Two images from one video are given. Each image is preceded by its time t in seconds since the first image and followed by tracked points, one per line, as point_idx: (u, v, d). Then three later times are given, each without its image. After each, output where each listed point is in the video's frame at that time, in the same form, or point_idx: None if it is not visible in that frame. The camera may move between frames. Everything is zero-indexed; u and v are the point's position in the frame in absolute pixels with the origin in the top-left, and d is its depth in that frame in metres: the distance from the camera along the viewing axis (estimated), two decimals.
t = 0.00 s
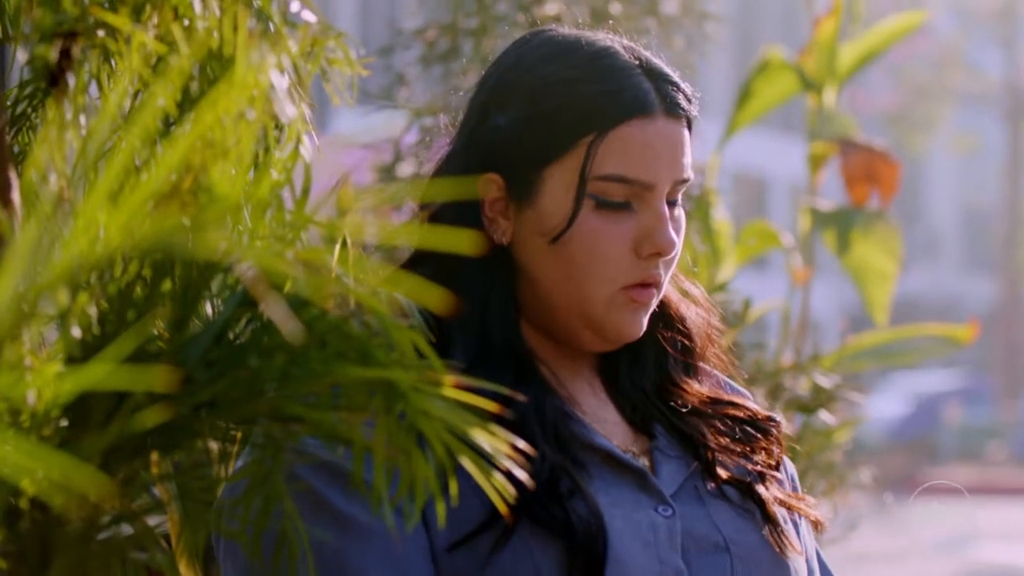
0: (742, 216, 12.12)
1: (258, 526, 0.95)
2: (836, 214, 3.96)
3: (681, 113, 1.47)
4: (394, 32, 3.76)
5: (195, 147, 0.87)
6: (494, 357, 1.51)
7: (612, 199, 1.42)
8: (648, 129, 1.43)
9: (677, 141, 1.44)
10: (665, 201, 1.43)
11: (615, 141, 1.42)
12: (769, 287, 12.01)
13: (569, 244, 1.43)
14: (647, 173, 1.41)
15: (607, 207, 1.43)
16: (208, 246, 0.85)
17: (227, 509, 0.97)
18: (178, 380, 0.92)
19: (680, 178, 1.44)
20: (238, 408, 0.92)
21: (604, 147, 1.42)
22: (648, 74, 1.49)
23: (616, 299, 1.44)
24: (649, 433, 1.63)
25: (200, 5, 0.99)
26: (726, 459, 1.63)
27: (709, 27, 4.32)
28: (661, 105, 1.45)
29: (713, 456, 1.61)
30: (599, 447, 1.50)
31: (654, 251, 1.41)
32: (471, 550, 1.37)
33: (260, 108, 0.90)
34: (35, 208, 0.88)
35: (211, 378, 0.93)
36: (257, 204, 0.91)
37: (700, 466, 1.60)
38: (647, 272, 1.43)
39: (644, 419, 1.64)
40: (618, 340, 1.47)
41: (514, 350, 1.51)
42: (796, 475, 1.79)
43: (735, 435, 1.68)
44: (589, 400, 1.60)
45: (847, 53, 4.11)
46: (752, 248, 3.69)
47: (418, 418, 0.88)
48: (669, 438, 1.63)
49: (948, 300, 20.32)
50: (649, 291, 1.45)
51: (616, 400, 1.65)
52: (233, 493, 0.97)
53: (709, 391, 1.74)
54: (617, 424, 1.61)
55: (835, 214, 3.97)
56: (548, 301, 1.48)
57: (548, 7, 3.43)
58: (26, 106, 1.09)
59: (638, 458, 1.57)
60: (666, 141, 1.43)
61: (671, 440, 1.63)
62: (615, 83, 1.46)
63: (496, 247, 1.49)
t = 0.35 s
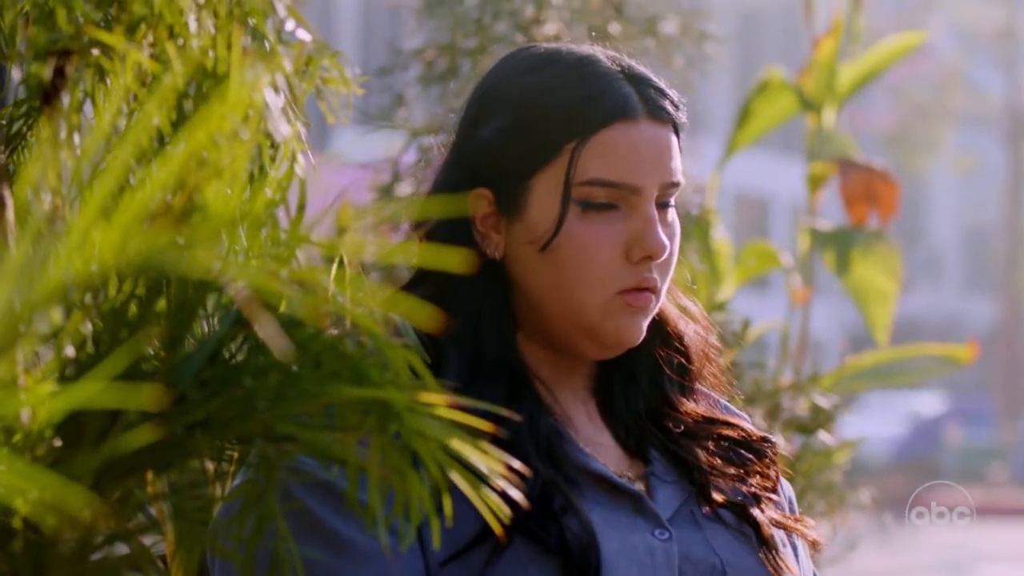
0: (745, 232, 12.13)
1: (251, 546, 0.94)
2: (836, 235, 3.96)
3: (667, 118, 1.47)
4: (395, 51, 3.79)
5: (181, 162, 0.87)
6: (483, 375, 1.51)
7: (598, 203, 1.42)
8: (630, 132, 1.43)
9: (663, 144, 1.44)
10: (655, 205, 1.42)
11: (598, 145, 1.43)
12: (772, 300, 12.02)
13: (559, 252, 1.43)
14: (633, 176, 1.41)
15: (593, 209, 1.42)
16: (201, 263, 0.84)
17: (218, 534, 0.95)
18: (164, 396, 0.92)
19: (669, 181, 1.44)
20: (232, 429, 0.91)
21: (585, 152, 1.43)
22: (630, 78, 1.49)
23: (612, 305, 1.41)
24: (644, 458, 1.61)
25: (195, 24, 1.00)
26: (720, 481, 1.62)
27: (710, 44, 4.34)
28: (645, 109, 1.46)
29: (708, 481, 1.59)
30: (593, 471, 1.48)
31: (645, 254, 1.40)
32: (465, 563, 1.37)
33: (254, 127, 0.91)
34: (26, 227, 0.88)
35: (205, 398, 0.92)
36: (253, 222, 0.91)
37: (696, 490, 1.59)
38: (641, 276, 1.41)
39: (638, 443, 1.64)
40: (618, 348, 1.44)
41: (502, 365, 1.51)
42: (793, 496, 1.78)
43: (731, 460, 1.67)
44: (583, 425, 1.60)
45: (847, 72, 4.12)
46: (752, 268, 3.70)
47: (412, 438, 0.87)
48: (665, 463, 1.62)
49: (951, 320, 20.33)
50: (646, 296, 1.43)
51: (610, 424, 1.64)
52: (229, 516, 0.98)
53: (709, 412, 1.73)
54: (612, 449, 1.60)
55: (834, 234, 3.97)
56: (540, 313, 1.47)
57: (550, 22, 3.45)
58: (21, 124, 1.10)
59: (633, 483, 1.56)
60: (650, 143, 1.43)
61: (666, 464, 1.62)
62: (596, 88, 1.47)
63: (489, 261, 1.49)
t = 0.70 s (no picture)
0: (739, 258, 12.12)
1: (242, 563, 0.93)
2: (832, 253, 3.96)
3: (629, 113, 1.54)
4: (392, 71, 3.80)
5: (167, 173, 0.86)
6: (464, 379, 1.56)
7: (559, 196, 1.49)
8: (589, 127, 1.50)
9: (621, 139, 1.51)
10: (617, 199, 1.49)
11: (556, 141, 1.50)
12: (765, 325, 12.00)
13: (523, 249, 1.49)
14: (592, 170, 1.48)
15: (556, 206, 1.49)
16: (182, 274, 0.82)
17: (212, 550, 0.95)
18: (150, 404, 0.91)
19: (632, 177, 1.50)
20: (222, 445, 0.90)
21: (543, 148, 1.50)
22: (593, 78, 1.56)
23: (581, 301, 1.46)
24: (639, 482, 1.60)
25: (185, 39, 1.02)
26: (716, 507, 1.61)
27: (704, 65, 4.35)
28: (606, 106, 1.52)
29: (702, 504, 1.59)
30: (584, 492, 1.48)
31: (609, 247, 1.46)
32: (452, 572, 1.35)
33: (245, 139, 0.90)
34: (14, 237, 0.88)
35: (193, 414, 0.92)
36: (244, 237, 0.89)
37: (690, 515, 1.58)
38: (607, 270, 1.46)
39: (633, 468, 1.62)
40: (591, 344, 1.49)
41: (482, 367, 1.55)
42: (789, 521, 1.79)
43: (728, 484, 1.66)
44: (576, 444, 1.59)
45: (844, 88, 4.12)
46: (747, 287, 3.69)
47: (400, 453, 0.87)
48: (660, 486, 1.61)
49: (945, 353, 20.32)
50: (615, 293, 1.47)
51: (605, 446, 1.63)
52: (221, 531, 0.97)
53: (705, 438, 1.72)
54: (607, 471, 1.59)
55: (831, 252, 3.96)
56: (511, 312, 1.53)
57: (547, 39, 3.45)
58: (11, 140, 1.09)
59: (627, 506, 1.55)
60: (608, 138, 1.50)
61: (661, 488, 1.61)
62: (558, 90, 1.53)
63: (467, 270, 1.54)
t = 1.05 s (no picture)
0: (739, 273, 12.10)
1: None
2: (828, 267, 3.96)
3: (595, 114, 1.57)
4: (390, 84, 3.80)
5: (155, 183, 0.87)
6: (443, 387, 1.56)
7: (521, 194, 1.51)
8: (551, 126, 1.54)
9: (584, 139, 1.54)
10: (579, 197, 1.50)
11: (518, 139, 1.54)
12: (765, 341, 11.99)
13: (486, 249, 1.50)
14: (554, 167, 1.51)
15: (518, 205, 1.50)
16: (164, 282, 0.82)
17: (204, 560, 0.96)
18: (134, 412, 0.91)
19: (595, 174, 1.53)
20: (210, 457, 0.90)
21: (507, 149, 1.54)
22: (561, 82, 1.60)
23: (546, 298, 1.47)
24: (630, 499, 1.60)
25: (174, 49, 1.05)
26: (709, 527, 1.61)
27: (701, 79, 4.36)
28: (570, 105, 1.56)
29: (694, 524, 1.59)
30: (578, 510, 1.48)
31: (572, 242, 1.46)
32: None
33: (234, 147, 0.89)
34: None
35: (181, 424, 0.92)
36: (234, 247, 0.89)
37: (682, 535, 1.58)
38: (571, 266, 1.46)
39: (625, 485, 1.62)
40: (559, 342, 1.49)
41: (461, 374, 1.56)
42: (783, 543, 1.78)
43: (722, 505, 1.66)
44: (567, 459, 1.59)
45: (840, 103, 4.12)
46: (742, 300, 3.71)
47: (387, 465, 0.86)
48: (653, 505, 1.61)
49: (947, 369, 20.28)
50: (581, 289, 1.47)
51: (597, 463, 1.62)
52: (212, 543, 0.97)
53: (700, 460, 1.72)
54: (599, 487, 1.59)
55: (828, 266, 3.96)
56: (486, 319, 1.54)
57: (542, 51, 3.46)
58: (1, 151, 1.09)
59: (619, 523, 1.55)
60: (570, 137, 1.53)
61: (654, 507, 1.61)
62: (522, 92, 1.57)
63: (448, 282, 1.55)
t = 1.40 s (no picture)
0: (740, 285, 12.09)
1: None
2: (824, 278, 3.96)
3: (577, 119, 1.58)
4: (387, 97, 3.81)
5: (143, 193, 0.86)
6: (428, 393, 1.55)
7: (503, 198, 1.51)
8: (533, 130, 1.54)
9: (565, 142, 1.55)
10: (559, 198, 1.51)
11: (500, 142, 1.54)
12: (766, 353, 11.96)
13: (467, 249, 1.50)
14: (535, 169, 1.51)
15: (498, 206, 1.51)
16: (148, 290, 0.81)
17: None
18: (118, 425, 0.90)
19: (575, 178, 1.53)
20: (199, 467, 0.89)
21: (490, 152, 1.54)
22: (545, 89, 1.61)
23: (525, 298, 1.47)
24: (623, 513, 1.62)
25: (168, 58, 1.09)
26: (700, 543, 1.64)
27: (691, 86, 4.37)
28: (553, 110, 1.57)
29: (685, 540, 1.61)
30: (570, 525, 1.48)
31: (550, 242, 1.46)
32: None
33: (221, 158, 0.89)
34: None
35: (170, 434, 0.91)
36: (222, 257, 0.90)
37: (673, 550, 1.60)
38: (550, 267, 1.46)
39: (618, 501, 1.64)
40: (539, 343, 1.49)
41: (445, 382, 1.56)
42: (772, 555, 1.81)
43: (714, 521, 1.68)
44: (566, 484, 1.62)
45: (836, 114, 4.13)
46: (739, 312, 3.70)
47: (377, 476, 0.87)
48: (644, 521, 1.62)
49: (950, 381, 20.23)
50: (560, 290, 1.47)
51: (590, 479, 1.64)
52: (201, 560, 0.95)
53: (693, 477, 1.74)
54: (592, 502, 1.59)
55: (822, 278, 3.97)
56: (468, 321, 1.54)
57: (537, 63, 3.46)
58: None
59: (611, 537, 1.56)
60: (553, 141, 1.54)
61: (646, 522, 1.62)
62: (502, 101, 1.59)
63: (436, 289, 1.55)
